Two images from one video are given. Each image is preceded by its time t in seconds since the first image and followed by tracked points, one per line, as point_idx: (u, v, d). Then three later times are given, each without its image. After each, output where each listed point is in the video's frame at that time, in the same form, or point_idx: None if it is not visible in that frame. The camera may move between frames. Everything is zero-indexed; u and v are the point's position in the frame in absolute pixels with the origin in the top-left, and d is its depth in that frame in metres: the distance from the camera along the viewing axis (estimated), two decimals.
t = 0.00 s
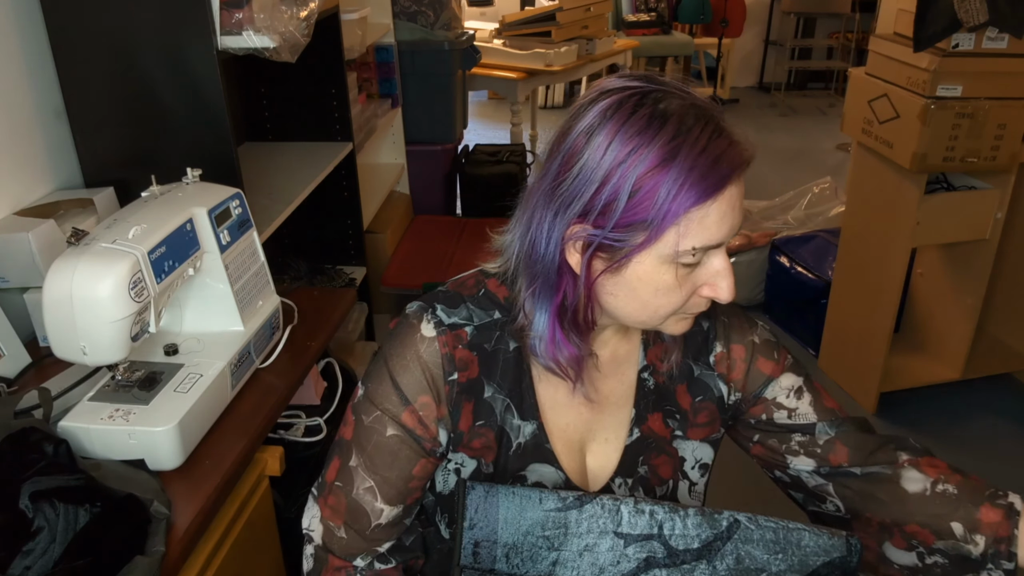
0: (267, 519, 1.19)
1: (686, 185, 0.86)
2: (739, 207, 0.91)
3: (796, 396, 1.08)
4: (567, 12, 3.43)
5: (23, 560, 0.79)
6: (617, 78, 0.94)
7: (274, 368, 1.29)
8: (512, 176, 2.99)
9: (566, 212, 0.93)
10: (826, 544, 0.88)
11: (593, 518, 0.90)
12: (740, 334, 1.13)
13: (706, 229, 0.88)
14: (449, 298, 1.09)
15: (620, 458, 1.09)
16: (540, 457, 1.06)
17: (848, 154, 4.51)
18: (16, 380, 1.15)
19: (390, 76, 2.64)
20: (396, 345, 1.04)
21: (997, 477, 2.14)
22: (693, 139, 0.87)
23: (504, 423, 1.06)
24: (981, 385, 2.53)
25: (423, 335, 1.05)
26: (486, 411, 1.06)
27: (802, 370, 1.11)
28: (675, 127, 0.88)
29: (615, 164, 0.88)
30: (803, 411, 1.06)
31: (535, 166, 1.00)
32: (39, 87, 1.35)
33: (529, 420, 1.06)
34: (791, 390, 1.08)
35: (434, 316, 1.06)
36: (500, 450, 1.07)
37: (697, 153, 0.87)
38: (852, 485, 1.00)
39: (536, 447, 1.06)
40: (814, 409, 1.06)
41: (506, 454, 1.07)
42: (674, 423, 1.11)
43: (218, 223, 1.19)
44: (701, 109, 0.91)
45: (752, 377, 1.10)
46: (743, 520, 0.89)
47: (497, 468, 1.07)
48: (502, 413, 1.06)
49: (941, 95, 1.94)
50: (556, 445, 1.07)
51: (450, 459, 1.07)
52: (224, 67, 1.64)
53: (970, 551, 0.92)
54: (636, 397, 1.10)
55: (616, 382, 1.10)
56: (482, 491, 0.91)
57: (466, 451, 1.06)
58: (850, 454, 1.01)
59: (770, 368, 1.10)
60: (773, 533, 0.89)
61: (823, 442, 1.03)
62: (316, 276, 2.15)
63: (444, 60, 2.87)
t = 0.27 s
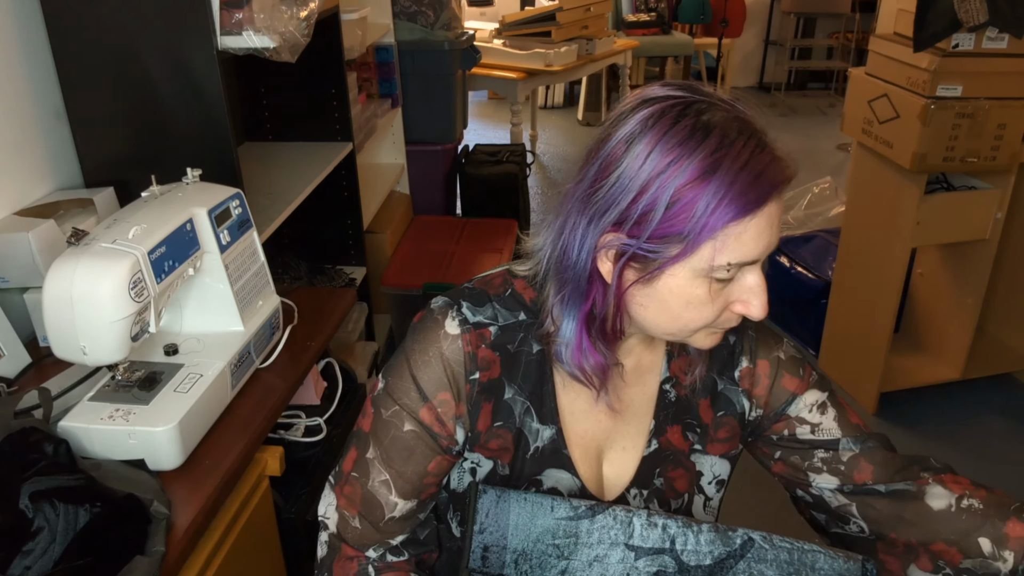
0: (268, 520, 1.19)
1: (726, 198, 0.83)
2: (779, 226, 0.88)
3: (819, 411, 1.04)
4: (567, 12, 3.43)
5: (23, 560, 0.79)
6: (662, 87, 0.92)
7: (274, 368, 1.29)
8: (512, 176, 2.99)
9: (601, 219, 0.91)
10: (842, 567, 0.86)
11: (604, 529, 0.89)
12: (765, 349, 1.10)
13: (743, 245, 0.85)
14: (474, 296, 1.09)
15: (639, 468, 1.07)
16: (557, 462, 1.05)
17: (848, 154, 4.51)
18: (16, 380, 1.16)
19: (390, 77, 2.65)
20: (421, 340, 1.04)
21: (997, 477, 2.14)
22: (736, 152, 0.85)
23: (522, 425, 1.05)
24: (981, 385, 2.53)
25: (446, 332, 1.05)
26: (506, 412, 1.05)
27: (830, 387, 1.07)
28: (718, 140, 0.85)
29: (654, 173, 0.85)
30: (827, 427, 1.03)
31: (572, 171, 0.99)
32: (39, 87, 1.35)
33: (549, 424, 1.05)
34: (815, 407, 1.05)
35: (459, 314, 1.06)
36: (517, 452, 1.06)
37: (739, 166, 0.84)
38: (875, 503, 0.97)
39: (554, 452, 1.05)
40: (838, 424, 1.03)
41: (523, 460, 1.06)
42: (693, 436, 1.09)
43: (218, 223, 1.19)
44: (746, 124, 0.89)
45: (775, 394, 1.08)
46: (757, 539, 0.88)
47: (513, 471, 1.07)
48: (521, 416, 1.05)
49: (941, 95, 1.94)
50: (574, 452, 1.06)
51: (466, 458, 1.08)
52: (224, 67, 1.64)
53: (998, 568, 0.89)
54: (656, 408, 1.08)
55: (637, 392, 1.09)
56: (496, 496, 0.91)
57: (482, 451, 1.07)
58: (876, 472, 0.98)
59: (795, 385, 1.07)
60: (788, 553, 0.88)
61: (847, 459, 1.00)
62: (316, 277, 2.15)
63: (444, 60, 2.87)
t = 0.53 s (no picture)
0: (268, 519, 1.19)
1: (742, 210, 0.83)
2: (796, 238, 0.87)
3: (828, 422, 1.04)
4: (567, 12, 3.43)
5: (23, 561, 0.79)
6: (689, 90, 0.91)
7: (274, 368, 1.29)
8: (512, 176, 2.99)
9: (618, 222, 0.91)
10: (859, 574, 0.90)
11: (624, 535, 0.91)
12: (778, 356, 1.09)
13: (758, 256, 0.85)
14: (493, 298, 1.07)
15: (655, 472, 1.07)
16: (575, 466, 1.05)
17: (848, 154, 4.51)
18: (16, 380, 1.15)
19: (390, 76, 2.64)
20: (439, 342, 1.03)
21: (997, 478, 2.14)
22: (756, 162, 0.84)
23: (541, 429, 1.05)
24: (982, 385, 2.53)
25: (465, 335, 1.03)
26: (525, 415, 1.05)
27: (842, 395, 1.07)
28: (739, 149, 0.84)
29: (672, 179, 0.85)
30: (837, 440, 1.03)
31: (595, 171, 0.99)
32: (39, 87, 1.35)
33: (567, 428, 1.05)
34: (825, 418, 1.05)
35: (478, 317, 1.05)
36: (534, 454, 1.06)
37: (758, 177, 0.83)
38: (885, 522, 0.98)
39: (572, 456, 1.05)
40: (849, 437, 1.02)
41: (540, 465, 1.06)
42: (708, 441, 1.09)
43: (218, 223, 1.19)
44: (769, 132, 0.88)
45: (787, 400, 1.07)
46: (775, 545, 0.91)
47: (533, 474, 1.06)
48: (541, 419, 1.05)
49: (940, 95, 1.94)
50: (592, 455, 1.05)
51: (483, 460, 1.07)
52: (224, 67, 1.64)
53: None
54: (673, 413, 1.08)
55: (651, 397, 1.08)
56: (519, 503, 0.95)
57: (500, 453, 1.06)
58: (880, 494, 0.99)
59: (807, 394, 1.06)
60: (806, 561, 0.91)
61: (852, 477, 1.01)
62: (316, 277, 2.15)
63: (444, 60, 2.87)
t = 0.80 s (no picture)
0: (268, 516, 1.19)
1: (704, 210, 0.81)
2: (764, 260, 0.83)
3: (819, 447, 1.05)
4: (567, 12, 3.43)
5: (23, 560, 0.79)
6: (703, 92, 0.90)
7: (274, 368, 1.29)
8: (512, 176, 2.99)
9: (598, 202, 0.92)
10: None
11: (626, 540, 0.91)
12: (783, 365, 1.09)
13: (715, 264, 0.83)
14: (497, 294, 1.07)
15: (660, 477, 1.06)
16: (579, 463, 1.04)
17: (848, 154, 4.51)
18: (16, 380, 1.15)
19: (390, 76, 2.64)
20: (442, 334, 1.03)
21: (997, 477, 2.14)
22: (732, 169, 0.82)
23: (545, 426, 1.04)
24: (982, 385, 2.53)
25: (468, 329, 1.03)
26: (528, 412, 1.04)
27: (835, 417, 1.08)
28: (720, 153, 0.83)
29: (649, 168, 0.85)
30: (824, 464, 1.05)
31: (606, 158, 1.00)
32: (39, 86, 1.35)
33: (572, 425, 1.04)
34: (817, 441, 1.06)
35: (482, 311, 1.05)
36: (537, 450, 1.05)
37: (729, 184, 0.82)
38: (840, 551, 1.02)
39: (577, 453, 1.04)
40: (835, 465, 1.05)
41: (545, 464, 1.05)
42: (715, 448, 1.07)
43: (218, 223, 1.19)
44: (764, 148, 0.85)
45: (787, 412, 1.07)
46: (778, 552, 0.92)
47: (535, 471, 1.06)
48: (545, 416, 1.04)
49: (941, 95, 1.94)
50: (597, 454, 1.05)
51: (485, 455, 1.07)
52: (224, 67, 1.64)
53: None
54: (680, 418, 1.07)
55: (657, 399, 1.06)
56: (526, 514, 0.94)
57: (502, 449, 1.06)
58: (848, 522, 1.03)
59: (803, 410, 1.07)
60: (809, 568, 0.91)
61: (829, 504, 1.04)
62: (316, 277, 2.15)
63: (444, 60, 2.87)
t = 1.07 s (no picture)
0: (268, 518, 1.19)
1: (663, 198, 0.82)
2: (726, 249, 0.83)
3: (788, 431, 1.13)
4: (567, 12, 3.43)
5: (23, 560, 0.79)
6: (676, 83, 0.91)
7: (274, 368, 1.29)
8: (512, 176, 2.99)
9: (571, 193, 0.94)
10: None
11: (627, 536, 0.90)
12: (764, 354, 1.13)
13: (675, 253, 0.83)
14: (485, 295, 1.08)
15: (653, 465, 1.05)
16: (573, 458, 1.03)
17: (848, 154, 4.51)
18: (16, 380, 1.15)
19: (390, 76, 2.64)
20: (430, 338, 1.03)
21: (997, 477, 2.14)
22: (693, 158, 0.83)
23: (539, 423, 1.04)
24: (981, 385, 2.53)
25: (457, 331, 1.03)
26: (521, 410, 1.04)
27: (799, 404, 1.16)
28: (681, 141, 0.83)
29: (614, 157, 0.87)
30: (788, 448, 1.12)
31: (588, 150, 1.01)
32: (39, 86, 1.35)
33: (565, 420, 1.04)
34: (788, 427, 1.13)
35: (470, 313, 1.05)
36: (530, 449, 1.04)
37: (687, 172, 0.82)
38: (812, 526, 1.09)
39: (571, 448, 1.03)
40: (797, 450, 1.13)
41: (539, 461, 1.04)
42: (706, 434, 1.08)
43: (218, 223, 1.19)
44: (730, 138, 0.86)
45: (768, 398, 1.12)
46: (779, 547, 0.90)
47: (531, 469, 1.05)
48: (538, 413, 1.04)
49: (941, 95, 1.94)
50: (590, 446, 1.04)
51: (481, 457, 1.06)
52: (224, 67, 1.64)
53: None
54: (670, 405, 1.07)
55: (648, 389, 1.07)
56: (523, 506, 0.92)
57: (497, 448, 1.04)
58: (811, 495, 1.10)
59: (780, 396, 1.13)
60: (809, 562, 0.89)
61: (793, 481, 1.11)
62: (316, 276, 2.15)
63: (444, 60, 2.87)
